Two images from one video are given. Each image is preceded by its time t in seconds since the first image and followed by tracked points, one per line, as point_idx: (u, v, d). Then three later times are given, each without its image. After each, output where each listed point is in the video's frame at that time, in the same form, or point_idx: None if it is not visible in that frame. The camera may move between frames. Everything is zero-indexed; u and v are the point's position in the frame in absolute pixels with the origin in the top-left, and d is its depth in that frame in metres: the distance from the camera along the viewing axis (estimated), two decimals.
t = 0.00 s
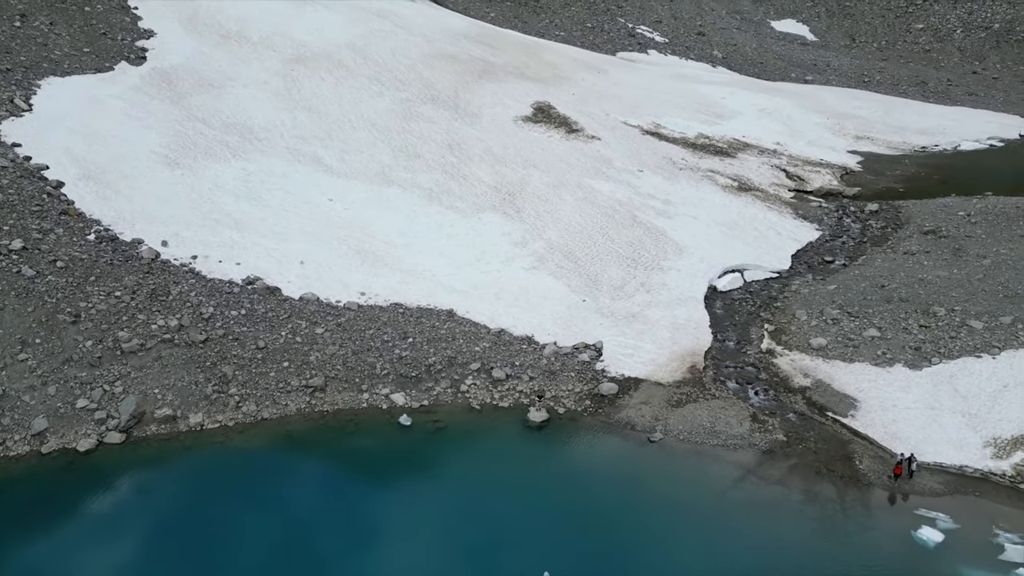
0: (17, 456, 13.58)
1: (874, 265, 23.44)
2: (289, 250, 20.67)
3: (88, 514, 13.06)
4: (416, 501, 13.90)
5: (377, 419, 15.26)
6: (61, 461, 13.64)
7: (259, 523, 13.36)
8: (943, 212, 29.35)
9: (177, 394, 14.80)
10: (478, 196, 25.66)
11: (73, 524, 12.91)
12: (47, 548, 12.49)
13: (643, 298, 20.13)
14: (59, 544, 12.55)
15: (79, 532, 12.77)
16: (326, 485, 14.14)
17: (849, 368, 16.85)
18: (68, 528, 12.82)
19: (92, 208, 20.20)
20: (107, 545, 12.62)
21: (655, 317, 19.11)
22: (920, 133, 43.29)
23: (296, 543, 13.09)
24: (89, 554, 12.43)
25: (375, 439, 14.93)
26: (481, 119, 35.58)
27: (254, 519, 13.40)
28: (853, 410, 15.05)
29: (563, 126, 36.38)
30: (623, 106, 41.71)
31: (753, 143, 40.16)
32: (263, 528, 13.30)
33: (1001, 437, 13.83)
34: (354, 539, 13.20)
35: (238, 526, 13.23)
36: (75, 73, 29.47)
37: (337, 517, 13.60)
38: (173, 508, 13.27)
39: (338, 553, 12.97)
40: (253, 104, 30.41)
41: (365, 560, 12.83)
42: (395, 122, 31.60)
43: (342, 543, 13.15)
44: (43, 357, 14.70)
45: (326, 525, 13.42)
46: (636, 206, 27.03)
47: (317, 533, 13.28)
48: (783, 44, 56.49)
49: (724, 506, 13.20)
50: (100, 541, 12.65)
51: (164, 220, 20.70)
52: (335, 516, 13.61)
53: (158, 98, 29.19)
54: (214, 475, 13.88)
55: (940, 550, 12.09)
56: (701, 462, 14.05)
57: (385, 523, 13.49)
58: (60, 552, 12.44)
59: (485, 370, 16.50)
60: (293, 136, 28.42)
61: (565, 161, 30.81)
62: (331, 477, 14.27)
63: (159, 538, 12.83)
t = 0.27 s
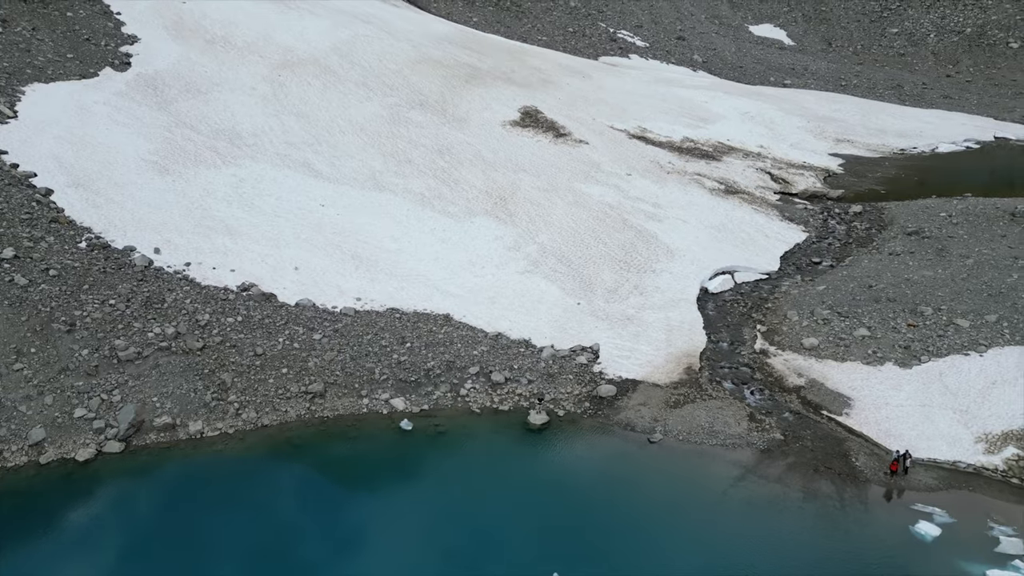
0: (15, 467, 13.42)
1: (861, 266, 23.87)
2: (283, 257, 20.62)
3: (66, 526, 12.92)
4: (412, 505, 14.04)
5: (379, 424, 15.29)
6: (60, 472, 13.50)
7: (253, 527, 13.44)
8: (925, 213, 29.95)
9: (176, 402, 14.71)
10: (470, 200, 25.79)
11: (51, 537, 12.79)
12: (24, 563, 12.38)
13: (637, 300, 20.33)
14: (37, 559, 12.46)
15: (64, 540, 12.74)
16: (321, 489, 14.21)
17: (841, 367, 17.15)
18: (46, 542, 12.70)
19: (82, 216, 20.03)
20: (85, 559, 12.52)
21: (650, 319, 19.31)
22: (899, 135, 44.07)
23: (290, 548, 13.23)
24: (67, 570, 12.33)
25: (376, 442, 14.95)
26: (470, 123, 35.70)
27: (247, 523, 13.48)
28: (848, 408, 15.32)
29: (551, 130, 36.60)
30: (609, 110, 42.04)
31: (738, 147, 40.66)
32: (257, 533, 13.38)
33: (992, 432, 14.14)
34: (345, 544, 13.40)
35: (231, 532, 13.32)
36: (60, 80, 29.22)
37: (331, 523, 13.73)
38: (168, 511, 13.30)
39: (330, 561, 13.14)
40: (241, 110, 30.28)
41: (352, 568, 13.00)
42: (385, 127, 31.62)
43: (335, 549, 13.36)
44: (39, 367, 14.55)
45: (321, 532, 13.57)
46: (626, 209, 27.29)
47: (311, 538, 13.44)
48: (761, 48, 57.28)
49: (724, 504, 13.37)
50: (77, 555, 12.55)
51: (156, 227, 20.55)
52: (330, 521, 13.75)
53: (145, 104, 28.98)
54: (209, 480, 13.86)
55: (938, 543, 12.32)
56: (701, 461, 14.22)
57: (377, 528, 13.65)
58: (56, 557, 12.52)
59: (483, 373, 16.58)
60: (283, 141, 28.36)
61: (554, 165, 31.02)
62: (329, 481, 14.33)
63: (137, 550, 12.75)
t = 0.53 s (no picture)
0: (12, 478, 13.24)
1: (848, 266, 24.28)
2: (277, 262, 20.55)
3: (41, 539, 12.58)
4: (413, 506, 13.99)
5: (380, 429, 15.27)
6: (58, 482, 13.34)
7: (250, 530, 13.23)
8: (908, 214, 30.51)
9: (175, 410, 14.61)
10: (462, 205, 25.88)
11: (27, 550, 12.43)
12: None
13: (631, 302, 20.52)
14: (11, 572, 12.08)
15: (40, 553, 12.39)
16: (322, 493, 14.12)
17: (834, 367, 17.44)
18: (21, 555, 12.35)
19: (72, 223, 19.84)
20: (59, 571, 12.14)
21: (645, 321, 19.50)
22: (878, 138, 44.82)
23: (287, 551, 13.04)
24: None
25: (377, 446, 14.95)
26: (458, 128, 35.78)
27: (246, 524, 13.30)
28: (842, 406, 15.59)
29: (539, 135, 36.78)
30: (594, 114, 42.34)
31: (722, 150, 41.14)
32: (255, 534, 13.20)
33: (983, 428, 14.46)
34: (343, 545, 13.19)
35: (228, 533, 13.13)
36: (43, 86, 28.97)
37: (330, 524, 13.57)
38: (155, 519, 13.07)
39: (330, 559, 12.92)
40: (228, 115, 30.12)
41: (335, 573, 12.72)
42: (373, 132, 31.63)
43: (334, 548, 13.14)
44: (34, 376, 14.40)
45: (320, 534, 13.41)
46: (617, 212, 27.51)
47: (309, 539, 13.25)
48: (740, 52, 58.03)
49: (725, 502, 13.54)
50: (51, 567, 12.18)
51: (147, 234, 20.38)
52: (330, 523, 13.59)
53: (130, 110, 28.78)
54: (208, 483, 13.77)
55: (935, 537, 12.57)
56: (701, 461, 14.39)
57: (368, 533, 13.46)
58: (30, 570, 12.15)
59: (482, 377, 16.64)
60: (272, 146, 28.28)
61: (544, 169, 31.20)
62: (329, 485, 14.27)
63: (113, 561, 12.40)
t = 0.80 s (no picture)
0: (9, 489, 13.03)
1: (835, 266, 24.66)
2: (270, 268, 20.45)
3: (18, 552, 12.28)
4: (406, 511, 13.92)
5: (381, 434, 15.23)
6: (56, 492, 13.14)
7: (232, 537, 13.00)
8: (891, 214, 31.03)
9: (173, 418, 14.48)
10: (454, 209, 25.96)
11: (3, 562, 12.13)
12: None
13: (625, 304, 20.70)
14: None
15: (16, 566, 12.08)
16: (322, 498, 14.03)
17: (827, 365, 17.71)
18: None
19: (61, 230, 19.65)
20: None
21: (640, 323, 19.66)
22: (858, 139, 45.58)
23: (268, 558, 12.81)
24: None
25: (377, 451, 14.90)
26: (446, 132, 35.82)
27: (246, 531, 13.13)
28: (837, 404, 15.84)
29: (527, 138, 36.94)
30: (580, 118, 42.61)
31: (707, 152, 41.59)
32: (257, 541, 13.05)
33: (975, 424, 14.77)
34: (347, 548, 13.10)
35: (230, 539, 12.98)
36: (24, 91, 28.72)
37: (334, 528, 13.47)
38: (135, 529, 12.81)
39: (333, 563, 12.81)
40: (215, 120, 29.92)
41: None
42: (362, 137, 31.58)
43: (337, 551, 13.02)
44: (29, 386, 14.24)
45: (323, 538, 13.29)
46: (606, 215, 27.71)
47: (311, 544, 13.13)
48: (719, 56, 58.72)
49: (727, 500, 13.65)
50: None
51: (138, 240, 20.21)
52: (332, 527, 13.47)
53: (116, 115, 28.59)
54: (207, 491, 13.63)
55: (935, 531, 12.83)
56: (701, 460, 14.49)
57: (351, 539, 13.29)
58: None
59: (481, 380, 16.67)
60: (261, 151, 28.20)
61: (533, 172, 31.34)
62: (330, 491, 14.19)
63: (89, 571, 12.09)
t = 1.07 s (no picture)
0: (5, 501, 12.82)
1: (823, 267, 25.04)
2: (263, 274, 20.33)
3: None
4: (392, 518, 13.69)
5: (381, 440, 15.14)
6: (53, 503, 12.94)
7: (213, 546, 12.74)
8: (874, 215, 31.55)
9: (171, 426, 14.33)
10: (445, 213, 26.01)
11: None
12: None
13: (618, 306, 20.84)
14: None
15: None
16: (324, 502, 13.89)
17: (820, 365, 17.97)
18: None
19: (49, 238, 19.46)
20: None
21: (634, 325, 19.82)
22: (838, 142, 46.30)
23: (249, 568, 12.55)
24: None
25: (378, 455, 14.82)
26: (434, 136, 35.85)
27: (248, 537, 12.96)
28: (831, 403, 16.07)
29: (514, 142, 37.05)
30: (565, 121, 42.84)
31: (692, 155, 42.01)
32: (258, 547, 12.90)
33: (966, 420, 15.04)
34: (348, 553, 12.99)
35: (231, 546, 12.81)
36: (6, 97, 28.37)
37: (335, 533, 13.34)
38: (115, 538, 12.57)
39: (327, 569, 12.64)
40: (201, 125, 29.67)
41: None
42: (350, 141, 31.51)
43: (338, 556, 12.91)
44: (22, 397, 14.08)
45: (305, 547, 13.02)
46: (596, 218, 27.88)
47: (314, 548, 12.99)
48: (698, 59, 59.39)
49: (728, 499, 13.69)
50: None
51: (128, 247, 20.02)
52: (316, 536, 13.22)
53: (99, 121, 28.33)
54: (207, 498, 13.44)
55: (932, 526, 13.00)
56: (701, 460, 14.56)
57: (335, 548, 13.04)
58: None
59: (479, 384, 16.69)
60: (250, 157, 28.07)
61: (522, 176, 31.47)
62: (331, 495, 14.05)
63: None
